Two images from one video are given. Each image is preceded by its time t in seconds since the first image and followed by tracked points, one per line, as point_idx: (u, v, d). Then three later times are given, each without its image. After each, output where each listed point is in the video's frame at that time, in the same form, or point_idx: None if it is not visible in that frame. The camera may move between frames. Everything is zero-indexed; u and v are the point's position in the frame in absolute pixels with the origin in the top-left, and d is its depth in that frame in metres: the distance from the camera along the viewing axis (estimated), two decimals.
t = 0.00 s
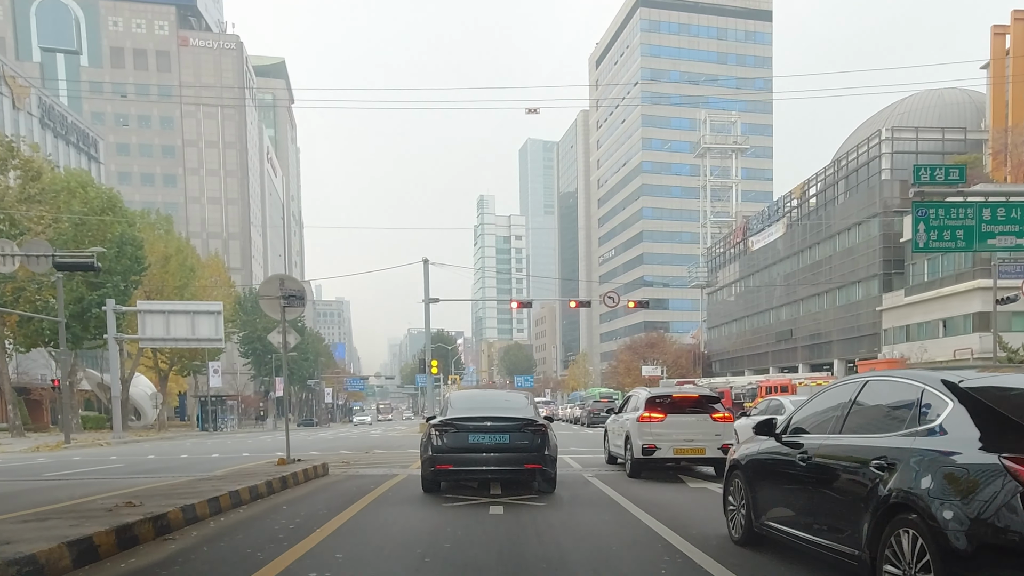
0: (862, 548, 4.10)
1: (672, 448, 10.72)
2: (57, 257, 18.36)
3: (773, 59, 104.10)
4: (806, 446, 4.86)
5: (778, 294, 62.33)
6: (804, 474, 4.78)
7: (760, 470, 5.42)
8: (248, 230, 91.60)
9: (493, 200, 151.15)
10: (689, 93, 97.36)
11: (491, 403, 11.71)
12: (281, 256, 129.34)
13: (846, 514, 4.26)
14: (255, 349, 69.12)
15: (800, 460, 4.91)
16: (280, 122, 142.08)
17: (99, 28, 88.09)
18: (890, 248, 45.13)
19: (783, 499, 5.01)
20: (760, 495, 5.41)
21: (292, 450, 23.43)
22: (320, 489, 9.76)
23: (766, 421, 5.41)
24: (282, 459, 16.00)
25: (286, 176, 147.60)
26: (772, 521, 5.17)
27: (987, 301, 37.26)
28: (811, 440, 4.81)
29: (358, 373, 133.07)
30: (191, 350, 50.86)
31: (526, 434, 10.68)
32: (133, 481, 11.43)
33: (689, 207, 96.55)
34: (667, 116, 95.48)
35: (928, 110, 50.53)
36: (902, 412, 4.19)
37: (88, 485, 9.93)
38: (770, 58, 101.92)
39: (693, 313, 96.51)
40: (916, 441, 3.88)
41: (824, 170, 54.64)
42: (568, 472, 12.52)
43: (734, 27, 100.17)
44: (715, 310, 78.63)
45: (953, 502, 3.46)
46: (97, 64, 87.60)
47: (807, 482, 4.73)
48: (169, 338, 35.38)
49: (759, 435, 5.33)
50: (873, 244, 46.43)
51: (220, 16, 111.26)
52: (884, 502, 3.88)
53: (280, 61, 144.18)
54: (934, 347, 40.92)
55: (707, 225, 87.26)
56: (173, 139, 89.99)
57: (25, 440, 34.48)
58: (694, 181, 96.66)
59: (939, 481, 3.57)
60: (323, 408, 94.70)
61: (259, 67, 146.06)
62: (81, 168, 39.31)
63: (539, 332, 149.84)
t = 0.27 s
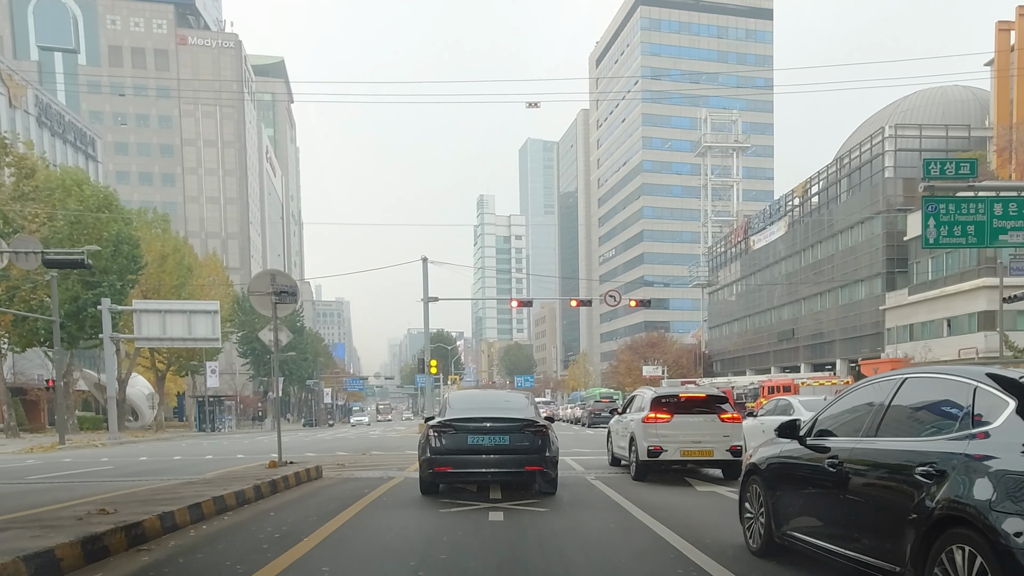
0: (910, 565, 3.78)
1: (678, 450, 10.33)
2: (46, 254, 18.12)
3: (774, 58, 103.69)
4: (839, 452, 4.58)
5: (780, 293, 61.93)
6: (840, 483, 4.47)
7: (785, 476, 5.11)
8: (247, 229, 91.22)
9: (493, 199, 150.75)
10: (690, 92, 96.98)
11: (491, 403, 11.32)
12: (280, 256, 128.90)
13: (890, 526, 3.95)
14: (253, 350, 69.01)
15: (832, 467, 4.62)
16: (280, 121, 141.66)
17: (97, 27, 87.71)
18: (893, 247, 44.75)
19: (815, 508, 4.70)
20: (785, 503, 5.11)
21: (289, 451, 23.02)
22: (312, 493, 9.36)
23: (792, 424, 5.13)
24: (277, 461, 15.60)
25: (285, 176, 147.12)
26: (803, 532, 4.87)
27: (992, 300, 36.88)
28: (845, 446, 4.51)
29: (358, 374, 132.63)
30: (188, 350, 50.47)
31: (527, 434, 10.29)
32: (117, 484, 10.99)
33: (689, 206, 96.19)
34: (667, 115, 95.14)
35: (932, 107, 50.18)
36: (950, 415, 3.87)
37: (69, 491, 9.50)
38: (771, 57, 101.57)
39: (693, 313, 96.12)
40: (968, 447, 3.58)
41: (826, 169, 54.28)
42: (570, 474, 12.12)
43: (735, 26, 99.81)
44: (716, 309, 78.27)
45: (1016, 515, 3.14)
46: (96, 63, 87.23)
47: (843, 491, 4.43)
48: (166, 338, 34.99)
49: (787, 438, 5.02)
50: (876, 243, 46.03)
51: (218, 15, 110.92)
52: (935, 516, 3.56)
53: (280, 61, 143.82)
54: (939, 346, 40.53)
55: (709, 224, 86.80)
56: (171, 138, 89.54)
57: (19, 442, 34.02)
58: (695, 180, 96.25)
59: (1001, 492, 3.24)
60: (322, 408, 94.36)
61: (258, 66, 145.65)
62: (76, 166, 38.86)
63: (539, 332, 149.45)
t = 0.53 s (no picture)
0: None
1: (685, 453, 9.96)
2: (36, 252, 17.80)
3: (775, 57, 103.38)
4: (872, 457, 4.26)
5: (781, 293, 61.54)
6: (874, 492, 4.15)
7: (809, 482, 4.79)
8: (246, 230, 90.79)
9: (493, 200, 150.40)
10: (690, 92, 96.57)
11: (491, 404, 10.95)
12: (280, 256, 128.55)
13: (933, 540, 3.62)
14: (252, 351, 68.90)
15: (863, 474, 4.30)
16: (279, 122, 141.32)
17: (96, 26, 87.41)
18: (897, 246, 44.35)
19: (845, 519, 4.37)
20: (810, 511, 4.79)
21: (285, 453, 22.63)
22: (304, 497, 8.99)
23: (818, 426, 4.84)
24: (271, 463, 15.19)
25: (285, 177, 146.73)
26: (830, 544, 4.53)
27: (997, 299, 36.53)
28: (877, 451, 4.20)
29: (357, 374, 132.23)
30: (186, 350, 50.09)
31: (528, 436, 9.92)
32: (104, 488, 10.61)
33: (690, 206, 95.90)
34: (668, 115, 94.81)
35: (935, 105, 49.86)
36: (1001, 420, 3.52)
37: (51, 496, 9.13)
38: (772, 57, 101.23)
39: (694, 313, 95.71)
40: None
41: (828, 167, 53.92)
42: (572, 477, 11.73)
43: (736, 25, 99.44)
44: (717, 310, 77.93)
45: None
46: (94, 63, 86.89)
47: (877, 500, 4.11)
48: (162, 338, 34.58)
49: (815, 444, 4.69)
50: (879, 242, 45.62)
51: (217, 14, 110.54)
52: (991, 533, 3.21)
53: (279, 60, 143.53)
54: (943, 346, 40.14)
55: (709, 224, 86.47)
56: (170, 138, 89.13)
57: (13, 443, 33.62)
58: (695, 180, 95.97)
59: None
60: (321, 409, 93.96)
61: (258, 66, 145.32)
62: (72, 164, 38.45)
63: (539, 333, 149.10)
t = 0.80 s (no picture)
0: None
1: (691, 455, 9.63)
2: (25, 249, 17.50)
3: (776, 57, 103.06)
4: (910, 464, 3.88)
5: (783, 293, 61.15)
6: (910, 500, 3.80)
7: (837, 491, 4.43)
8: (245, 229, 90.39)
9: (492, 200, 150.08)
10: (691, 91, 96.17)
11: (491, 405, 10.62)
12: (279, 256, 128.18)
13: (978, 554, 3.28)
14: (251, 351, 68.84)
15: (899, 479, 3.94)
16: (279, 121, 140.98)
17: (95, 25, 87.07)
18: (899, 246, 43.98)
19: (877, 530, 4.00)
20: (839, 522, 4.43)
21: (281, 454, 22.24)
22: (297, 500, 8.67)
23: (845, 428, 4.48)
24: (265, 465, 14.83)
25: (284, 176, 146.33)
26: (859, 557, 4.17)
27: (1002, 298, 36.19)
28: (917, 457, 3.82)
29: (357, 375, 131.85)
30: (184, 349, 49.68)
31: (528, 438, 9.56)
32: (89, 491, 10.25)
33: (690, 206, 95.62)
34: (669, 114, 94.44)
35: (938, 104, 49.53)
36: None
37: (32, 501, 8.78)
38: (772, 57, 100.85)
39: (695, 313, 95.28)
40: None
41: (830, 167, 53.64)
42: (574, 480, 11.36)
43: (736, 24, 99.09)
44: (718, 310, 77.58)
45: None
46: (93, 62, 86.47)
47: (916, 509, 3.75)
48: (158, 338, 34.19)
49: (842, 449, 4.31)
50: (881, 241, 45.26)
51: (216, 13, 110.20)
52: None
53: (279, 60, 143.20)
54: (946, 346, 39.78)
55: (710, 224, 86.12)
56: (169, 138, 88.71)
57: (8, 444, 33.15)
58: (696, 179, 95.73)
59: None
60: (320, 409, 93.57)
61: (257, 66, 144.98)
62: (68, 162, 38.02)
63: (539, 333, 148.73)
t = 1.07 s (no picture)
0: None
1: (698, 457, 9.29)
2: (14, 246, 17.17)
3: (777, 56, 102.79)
4: (953, 471, 3.51)
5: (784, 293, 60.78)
6: (953, 508, 3.44)
7: (867, 499, 4.08)
8: (244, 229, 90.00)
9: (492, 200, 149.77)
10: (692, 90, 95.85)
11: (491, 405, 10.29)
12: (278, 256, 127.78)
13: None
14: (249, 351, 68.53)
15: (940, 486, 3.59)
16: (278, 121, 140.61)
17: (93, 24, 86.82)
18: (902, 245, 43.61)
19: (913, 541, 3.65)
20: (869, 534, 4.09)
21: (277, 455, 21.89)
22: (287, 504, 8.33)
23: (876, 430, 4.15)
24: (259, 467, 14.49)
25: (284, 176, 145.96)
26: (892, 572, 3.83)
27: (1007, 298, 35.84)
28: (960, 463, 3.46)
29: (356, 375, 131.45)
30: (181, 349, 49.33)
31: (529, 439, 9.22)
32: (74, 494, 9.90)
33: (691, 206, 95.35)
34: (669, 114, 94.11)
35: (941, 102, 49.18)
36: None
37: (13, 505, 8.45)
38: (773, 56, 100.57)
39: (696, 313, 94.93)
40: None
41: (832, 166, 53.31)
42: (575, 483, 11.02)
43: (737, 24, 98.85)
44: (718, 310, 77.31)
45: None
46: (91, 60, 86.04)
47: (957, 520, 3.40)
48: (154, 337, 33.85)
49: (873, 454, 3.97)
50: (884, 241, 44.92)
51: (216, 12, 109.87)
52: None
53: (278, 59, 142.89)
54: (950, 346, 39.41)
55: (711, 223, 85.76)
56: (168, 137, 88.36)
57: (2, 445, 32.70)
58: (696, 179, 95.53)
59: None
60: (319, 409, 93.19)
61: (257, 65, 144.62)
62: (64, 159, 37.66)
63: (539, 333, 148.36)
